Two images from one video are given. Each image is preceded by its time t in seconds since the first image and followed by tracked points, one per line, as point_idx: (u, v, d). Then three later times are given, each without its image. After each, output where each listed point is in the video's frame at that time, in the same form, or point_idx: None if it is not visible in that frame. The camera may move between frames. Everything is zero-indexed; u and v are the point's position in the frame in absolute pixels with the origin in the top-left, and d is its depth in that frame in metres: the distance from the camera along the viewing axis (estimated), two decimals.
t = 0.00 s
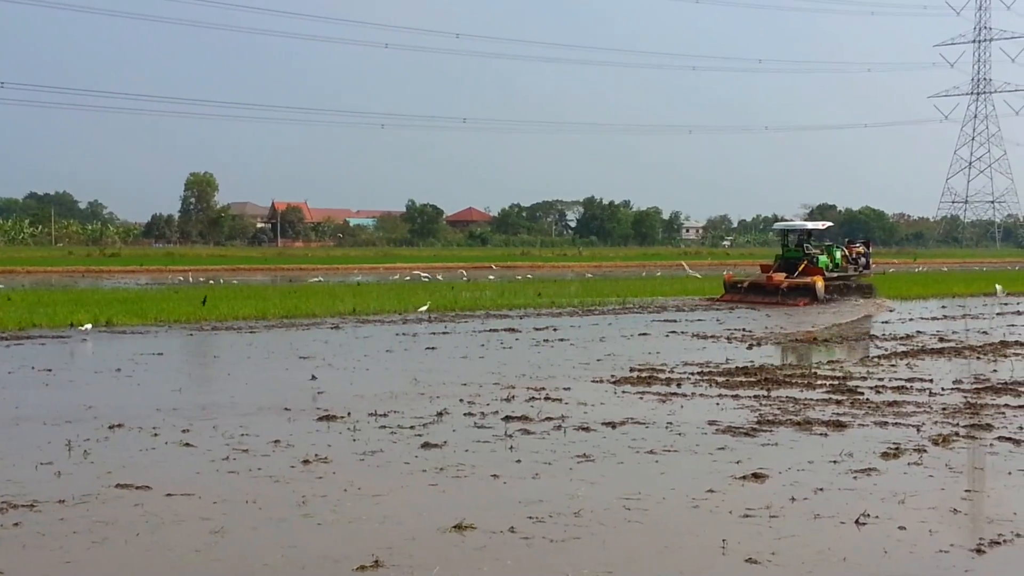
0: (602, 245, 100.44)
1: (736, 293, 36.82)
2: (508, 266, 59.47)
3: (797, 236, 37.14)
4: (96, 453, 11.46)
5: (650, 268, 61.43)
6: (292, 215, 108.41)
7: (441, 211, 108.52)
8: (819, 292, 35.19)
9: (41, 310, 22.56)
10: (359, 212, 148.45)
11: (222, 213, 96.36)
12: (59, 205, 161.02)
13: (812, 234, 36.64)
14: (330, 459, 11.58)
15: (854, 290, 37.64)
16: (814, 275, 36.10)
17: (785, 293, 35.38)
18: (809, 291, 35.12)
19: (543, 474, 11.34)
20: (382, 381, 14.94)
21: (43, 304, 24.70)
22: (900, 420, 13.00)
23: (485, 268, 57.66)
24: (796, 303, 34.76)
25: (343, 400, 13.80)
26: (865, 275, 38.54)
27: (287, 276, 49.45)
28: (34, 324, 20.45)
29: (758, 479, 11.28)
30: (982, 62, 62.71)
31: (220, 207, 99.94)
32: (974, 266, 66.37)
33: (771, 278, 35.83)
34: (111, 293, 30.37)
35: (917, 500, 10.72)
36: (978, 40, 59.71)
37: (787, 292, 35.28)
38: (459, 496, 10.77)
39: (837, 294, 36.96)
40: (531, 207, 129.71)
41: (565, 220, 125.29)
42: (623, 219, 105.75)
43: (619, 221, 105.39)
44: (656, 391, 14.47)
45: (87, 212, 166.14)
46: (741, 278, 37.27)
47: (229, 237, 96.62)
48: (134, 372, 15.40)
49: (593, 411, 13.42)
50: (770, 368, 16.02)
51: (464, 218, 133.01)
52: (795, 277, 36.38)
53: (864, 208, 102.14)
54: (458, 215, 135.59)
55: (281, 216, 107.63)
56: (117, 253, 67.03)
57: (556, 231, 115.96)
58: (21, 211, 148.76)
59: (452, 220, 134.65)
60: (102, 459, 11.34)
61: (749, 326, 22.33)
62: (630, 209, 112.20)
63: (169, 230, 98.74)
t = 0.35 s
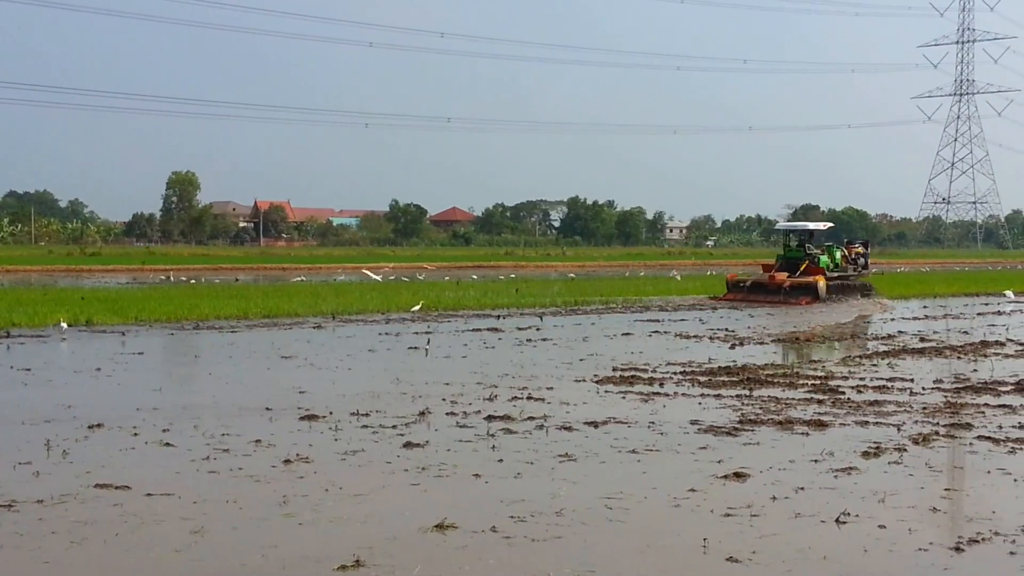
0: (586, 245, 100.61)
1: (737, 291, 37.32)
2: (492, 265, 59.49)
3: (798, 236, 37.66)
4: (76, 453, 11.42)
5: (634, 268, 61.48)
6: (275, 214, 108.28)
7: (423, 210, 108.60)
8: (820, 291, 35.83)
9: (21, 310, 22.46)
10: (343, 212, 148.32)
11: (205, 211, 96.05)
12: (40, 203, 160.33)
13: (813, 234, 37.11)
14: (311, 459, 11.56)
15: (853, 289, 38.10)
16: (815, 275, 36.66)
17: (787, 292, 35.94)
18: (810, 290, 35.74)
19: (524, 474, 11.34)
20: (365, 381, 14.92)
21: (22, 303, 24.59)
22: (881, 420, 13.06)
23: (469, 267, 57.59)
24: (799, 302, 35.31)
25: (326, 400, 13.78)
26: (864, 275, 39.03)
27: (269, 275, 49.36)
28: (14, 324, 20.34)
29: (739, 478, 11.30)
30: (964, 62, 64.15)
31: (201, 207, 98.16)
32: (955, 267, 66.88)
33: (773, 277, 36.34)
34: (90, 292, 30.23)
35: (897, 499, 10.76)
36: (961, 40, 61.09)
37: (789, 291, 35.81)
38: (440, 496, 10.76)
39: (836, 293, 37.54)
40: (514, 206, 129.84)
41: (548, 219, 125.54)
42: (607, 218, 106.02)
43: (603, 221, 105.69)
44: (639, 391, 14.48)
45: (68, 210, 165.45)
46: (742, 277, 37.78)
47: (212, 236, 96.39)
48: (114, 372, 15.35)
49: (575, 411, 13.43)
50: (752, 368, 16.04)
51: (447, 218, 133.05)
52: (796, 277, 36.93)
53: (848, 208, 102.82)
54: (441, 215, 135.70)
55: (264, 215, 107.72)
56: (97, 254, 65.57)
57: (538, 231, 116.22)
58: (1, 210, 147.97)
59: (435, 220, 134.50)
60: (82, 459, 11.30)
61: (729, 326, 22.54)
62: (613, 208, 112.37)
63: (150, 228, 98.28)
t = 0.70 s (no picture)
0: (569, 245, 100.79)
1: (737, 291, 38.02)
2: (476, 265, 59.46)
3: (797, 236, 38.64)
4: (56, 455, 11.37)
5: (617, 268, 61.59)
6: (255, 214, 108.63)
7: (406, 211, 108.48)
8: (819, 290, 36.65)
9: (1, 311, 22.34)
10: (325, 212, 148.03)
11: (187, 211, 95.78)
12: (21, 204, 159.54)
13: (812, 233, 38.18)
14: (293, 459, 11.53)
15: (851, 288, 39.04)
16: (814, 273, 37.54)
17: (786, 291, 36.73)
18: (809, 289, 36.54)
19: (507, 474, 11.33)
20: (348, 381, 14.90)
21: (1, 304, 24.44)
22: (863, 420, 13.09)
23: (453, 267, 57.60)
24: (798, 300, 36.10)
25: (308, 400, 13.74)
26: (861, 274, 40.01)
27: (251, 275, 49.25)
28: None
29: (722, 478, 11.31)
30: (947, 61, 64.28)
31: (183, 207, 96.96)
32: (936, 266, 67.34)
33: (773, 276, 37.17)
34: (69, 293, 30.08)
35: (879, 499, 10.78)
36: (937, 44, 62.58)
37: (790, 289, 36.63)
38: (422, 497, 10.75)
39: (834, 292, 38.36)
40: (497, 206, 129.86)
41: (531, 218, 125.74)
42: (589, 218, 106.25)
43: (586, 221, 105.93)
44: (622, 391, 14.50)
45: (48, 211, 164.63)
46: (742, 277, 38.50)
47: (193, 236, 96.14)
48: (95, 372, 15.28)
49: (558, 411, 13.43)
50: (735, 367, 16.07)
51: (430, 218, 133.03)
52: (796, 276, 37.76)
53: (832, 210, 103.68)
54: (424, 215, 135.64)
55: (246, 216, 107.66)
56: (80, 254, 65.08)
57: (520, 230, 116.42)
58: None
59: (418, 219, 134.60)
60: (62, 461, 11.24)
61: (713, 326, 22.37)
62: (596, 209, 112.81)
63: (131, 228, 97.71)
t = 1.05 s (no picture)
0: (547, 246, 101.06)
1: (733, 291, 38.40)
2: (455, 266, 59.45)
3: (793, 237, 38.80)
4: (32, 456, 11.29)
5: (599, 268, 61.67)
6: (233, 215, 108.40)
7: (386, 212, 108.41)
8: (816, 289, 37.10)
9: None
10: (302, 214, 147.66)
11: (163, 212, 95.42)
12: None
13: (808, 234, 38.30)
14: (271, 460, 11.48)
15: (844, 288, 39.54)
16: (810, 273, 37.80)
17: (783, 291, 37.30)
18: (806, 289, 36.96)
19: (487, 474, 11.31)
20: (327, 382, 14.85)
21: None
22: (842, 418, 13.12)
23: (433, 268, 57.50)
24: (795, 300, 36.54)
25: (287, 401, 13.69)
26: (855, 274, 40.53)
27: (229, 276, 49.12)
28: None
29: (701, 477, 11.31)
30: (924, 61, 63.39)
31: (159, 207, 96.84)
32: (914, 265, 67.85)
33: (769, 276, 37.56)
34: (44, 291, 29.93)
35: (857, 497, 10.81)
36: (919, 43, 61.08)
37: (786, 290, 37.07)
38: (402, 497, 10.71)
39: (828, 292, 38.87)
40: (476, 207, 129.78)
41: (509, 219, 125.86)
42: (568, 218, 106.44)
43: (564, 222, 106.07)
44: (602, 390, 14.50)
45: (23, 212, 163.58)
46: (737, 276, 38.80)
47: (170, 238, 95.80)
48: (72, 373, 15.18)
49: (538, 411, 13.41)
50: (715, 367, 16.10)
51: (408, 218, 132.90)
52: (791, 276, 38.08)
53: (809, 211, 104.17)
54: (402, 216, 135.40)
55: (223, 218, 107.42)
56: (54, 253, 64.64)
57: (497, 230, 116.59)
58: None
59: (397, 220, 134.38)
60: (38, 462, 11.16)
61: (693, 326, 22.39)
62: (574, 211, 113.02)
63: (107, 229, 97.19)
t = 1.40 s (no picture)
0: (528, 245, 100.86)
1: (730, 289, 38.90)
2: (435, 266, 59.45)
3: (788, 238, 39.39)
4: (9, 458, 11.21)
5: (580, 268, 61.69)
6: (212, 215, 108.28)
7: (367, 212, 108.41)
8: (812, 288, 37.83)
9: None
10: (281, 213, 147.45)
11: (142, 212, 95.23)
12: None
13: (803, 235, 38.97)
14: (251, 461, 11.43)
15: (838, 287, 40.22)
16: (805, 272, 38.44)
17: (779, 289, 37.93)
18: (802, 287, 37.68)
19: (467, 475, 11.29)
20: (307, 383, 14.80)
21: None
22: (822, 418, 13.16)
23: (412, 268, 57.44)
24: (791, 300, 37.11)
25: (267, 401, 13.64)
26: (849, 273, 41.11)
27: (209, 276, 49.01)
28: None
29: (682, 477, 11.33)
30: (901, 63, 64.94)
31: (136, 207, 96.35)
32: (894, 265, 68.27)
33: (766, 276, 38.07)
34: (21, 292, 29.79)
35: (837, 497, 10.85)
36: (897, 44, 63.06)
37: (782, 289, 37.60)
38: (381, 498, 10.67)
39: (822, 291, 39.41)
40: (456, 207, 129.82)
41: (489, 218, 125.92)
42: (549, 219, 106.69)
43: (545, 222, 106.25)
44: (583, 390, 14.50)
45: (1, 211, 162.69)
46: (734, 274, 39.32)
47: (148, 237, 95.58)
48: (50, 374, 15.09)
49: (518, 411, 13.41)
50: (695, 366, 16.14)
51: (387, 218, 132.80)
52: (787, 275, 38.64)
53: (790, 209, 104.77)
54: (381, 216, 135.32)
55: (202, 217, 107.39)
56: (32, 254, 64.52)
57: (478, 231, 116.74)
58: None
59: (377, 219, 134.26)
60: (14, 464, 11.08)
61: (674, 326, 22.37)
62: (555, 210, 113.22)
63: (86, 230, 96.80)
